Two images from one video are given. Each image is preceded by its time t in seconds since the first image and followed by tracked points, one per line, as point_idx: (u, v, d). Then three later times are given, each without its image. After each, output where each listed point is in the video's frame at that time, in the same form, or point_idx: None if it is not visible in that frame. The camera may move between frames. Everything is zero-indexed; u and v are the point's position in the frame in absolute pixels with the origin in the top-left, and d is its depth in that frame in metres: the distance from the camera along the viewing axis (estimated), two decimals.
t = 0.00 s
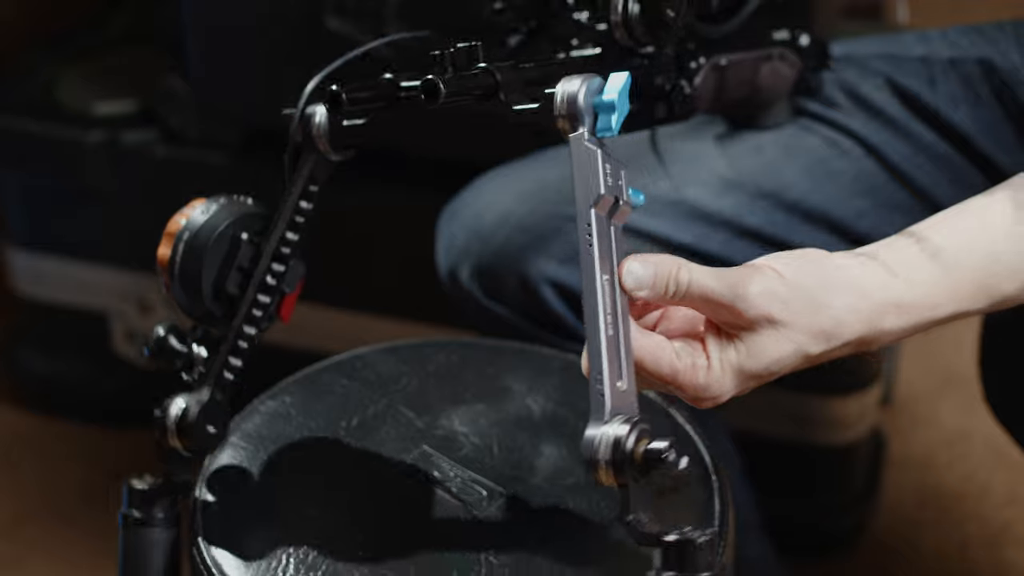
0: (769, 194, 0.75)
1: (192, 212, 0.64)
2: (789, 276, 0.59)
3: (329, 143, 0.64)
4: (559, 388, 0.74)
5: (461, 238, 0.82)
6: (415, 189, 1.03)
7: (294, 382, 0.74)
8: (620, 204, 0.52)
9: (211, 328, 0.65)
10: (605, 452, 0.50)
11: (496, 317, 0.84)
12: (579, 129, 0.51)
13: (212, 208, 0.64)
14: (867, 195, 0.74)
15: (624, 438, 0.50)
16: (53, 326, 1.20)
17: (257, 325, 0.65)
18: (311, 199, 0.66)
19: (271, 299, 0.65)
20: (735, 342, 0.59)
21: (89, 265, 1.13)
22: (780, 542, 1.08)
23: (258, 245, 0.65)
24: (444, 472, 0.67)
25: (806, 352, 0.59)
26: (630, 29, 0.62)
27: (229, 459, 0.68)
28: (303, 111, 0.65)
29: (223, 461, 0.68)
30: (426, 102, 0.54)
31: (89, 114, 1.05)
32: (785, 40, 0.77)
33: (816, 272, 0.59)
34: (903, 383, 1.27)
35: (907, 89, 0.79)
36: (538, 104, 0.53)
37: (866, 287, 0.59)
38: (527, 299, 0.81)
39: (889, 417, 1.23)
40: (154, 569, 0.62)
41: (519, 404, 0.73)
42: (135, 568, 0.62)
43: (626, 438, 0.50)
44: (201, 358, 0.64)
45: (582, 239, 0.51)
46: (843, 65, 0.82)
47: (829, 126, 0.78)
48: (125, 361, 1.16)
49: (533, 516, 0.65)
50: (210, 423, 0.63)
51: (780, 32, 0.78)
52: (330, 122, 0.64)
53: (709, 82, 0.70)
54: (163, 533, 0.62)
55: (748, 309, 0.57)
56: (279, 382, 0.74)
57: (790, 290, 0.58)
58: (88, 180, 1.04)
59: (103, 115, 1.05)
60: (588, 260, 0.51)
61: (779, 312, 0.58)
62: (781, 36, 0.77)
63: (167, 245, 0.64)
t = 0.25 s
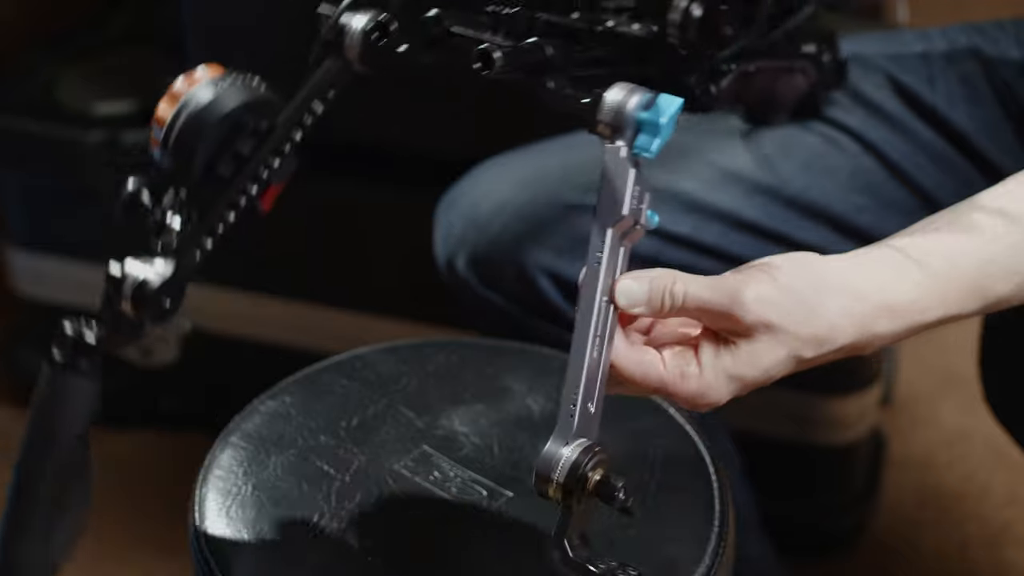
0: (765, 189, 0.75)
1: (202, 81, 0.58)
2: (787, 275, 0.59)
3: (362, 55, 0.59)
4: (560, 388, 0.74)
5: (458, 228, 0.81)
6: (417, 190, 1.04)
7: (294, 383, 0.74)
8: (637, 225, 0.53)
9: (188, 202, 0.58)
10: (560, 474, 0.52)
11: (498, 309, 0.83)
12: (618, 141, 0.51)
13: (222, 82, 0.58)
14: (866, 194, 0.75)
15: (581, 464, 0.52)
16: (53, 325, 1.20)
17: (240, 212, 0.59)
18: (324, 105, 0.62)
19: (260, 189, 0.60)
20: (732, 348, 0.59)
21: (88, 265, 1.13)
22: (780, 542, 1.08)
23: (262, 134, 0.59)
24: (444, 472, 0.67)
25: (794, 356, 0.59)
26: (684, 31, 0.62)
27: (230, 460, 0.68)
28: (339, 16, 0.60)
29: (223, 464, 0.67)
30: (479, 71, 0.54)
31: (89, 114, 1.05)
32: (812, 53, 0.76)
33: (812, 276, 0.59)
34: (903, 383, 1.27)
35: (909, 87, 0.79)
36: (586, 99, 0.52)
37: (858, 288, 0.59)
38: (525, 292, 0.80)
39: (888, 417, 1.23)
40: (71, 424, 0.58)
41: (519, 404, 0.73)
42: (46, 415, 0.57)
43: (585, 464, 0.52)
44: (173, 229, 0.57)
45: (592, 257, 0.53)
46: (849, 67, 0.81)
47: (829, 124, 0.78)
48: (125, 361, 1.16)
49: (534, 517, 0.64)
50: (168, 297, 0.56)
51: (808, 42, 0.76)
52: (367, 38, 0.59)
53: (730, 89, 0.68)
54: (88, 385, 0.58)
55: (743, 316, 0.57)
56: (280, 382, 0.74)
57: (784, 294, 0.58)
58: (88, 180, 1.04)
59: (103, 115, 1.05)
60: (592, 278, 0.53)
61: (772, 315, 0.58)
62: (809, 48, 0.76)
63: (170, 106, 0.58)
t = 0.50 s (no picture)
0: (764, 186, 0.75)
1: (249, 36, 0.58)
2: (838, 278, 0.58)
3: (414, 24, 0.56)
4: (559, 388, 0.74)
5: (461, 224, 0.81)
6: (416, 188, 1.04)
7: (294, 382, 0.74)
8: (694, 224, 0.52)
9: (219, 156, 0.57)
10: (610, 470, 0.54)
11: (499, 304, 0.82)
12: (681, 138, 0.49)
13: (265, 37, 0.58)
14: (866, 190, 0.75)
15: (633, 462, 0.54)
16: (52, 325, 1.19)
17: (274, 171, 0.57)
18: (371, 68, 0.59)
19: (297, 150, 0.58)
20: (777, 344, 0.58)
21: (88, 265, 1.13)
22: (780, 542, 1.08)
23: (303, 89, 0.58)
24: (444, 472, 0.67)
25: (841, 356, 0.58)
26: (737, 31, 0.63)
27: (230, 459, 0.67)
28: None
29: (223, 464, 0.67)
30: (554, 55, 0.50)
31: (90, 114, 1.05)
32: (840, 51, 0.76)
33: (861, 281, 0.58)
34: (903, 383, 1.28)
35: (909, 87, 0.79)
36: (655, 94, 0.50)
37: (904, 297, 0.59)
38: (526, 289, 0.80)
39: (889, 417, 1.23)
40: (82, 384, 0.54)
41: (519, 404, 0.73)
42: (53, 367, 0.53)
43: (633, 463, 0.54)
44: (204, 182, 0.56)
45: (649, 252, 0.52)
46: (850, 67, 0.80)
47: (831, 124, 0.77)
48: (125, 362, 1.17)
49: (533, 518, 0.64)
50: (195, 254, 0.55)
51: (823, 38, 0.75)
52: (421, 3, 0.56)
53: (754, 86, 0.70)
54: (100, 338, 0.54)
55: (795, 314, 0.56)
56: (280, 382, 0.74)
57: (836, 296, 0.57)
58: (88, 180, 1.04)
59: (104, 115, 1.05)
60: (653, 270, 0.52)
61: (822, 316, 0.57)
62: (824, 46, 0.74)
63: (210, 57, 0.58)
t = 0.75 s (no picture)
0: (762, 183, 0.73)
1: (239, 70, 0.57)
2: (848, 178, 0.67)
3: (398, 44, 0.60)
4: (559, 388, 0.74)
5: (462, 227, 0.81)
6: (418, 189, 1.04)
7: (294, 383, 0.74)
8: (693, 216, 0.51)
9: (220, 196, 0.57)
10: (625, 464, 0.49)
11: (500, 307, 0.82)
12: (671, 130, 0.50)
13: (257, 72, 0.57)
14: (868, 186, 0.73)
15: (646, 453, 0.49)
16: (53, 325, 1.17)
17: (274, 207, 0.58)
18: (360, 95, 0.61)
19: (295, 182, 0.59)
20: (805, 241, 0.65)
21: (89, 265, 1.13)
22: (780, 542, 1.06)
23: (299, 124, 0.59)
24: (443, 472, 0.67)
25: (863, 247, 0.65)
26: (723, 26, 0.61)
27: (230, 460, 0.67)
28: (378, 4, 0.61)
29: (223, 464, 0.67)
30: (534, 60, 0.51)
31: (90, 114, 1.05)
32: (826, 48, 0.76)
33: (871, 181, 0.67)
34: (903, 382, 1.28)
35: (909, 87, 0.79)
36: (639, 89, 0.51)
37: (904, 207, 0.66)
38: (527, 290, 0.79)
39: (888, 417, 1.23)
40: (97, 429, 0.56)
41: (519, 404, 0.73)
42: (76, 417, 0.56)
43: (649, 454, 0.49)
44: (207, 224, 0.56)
45: (649, 244, 0.50)
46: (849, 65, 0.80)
47: (830, 122, 0.78)
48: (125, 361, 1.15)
49: (532, 518, 0.64)
50: (201, 295, 0.55)
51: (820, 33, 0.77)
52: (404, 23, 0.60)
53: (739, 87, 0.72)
54: (113, 389, 0.56)
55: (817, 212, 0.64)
56: (280, 382, 0.74)
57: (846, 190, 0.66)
58: (88, 180, 1.04)
59: (103, 115, 1.05)
60: (652, 261, 0.50)
61: (835, 213, 0.65)
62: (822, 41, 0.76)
63: (204, 95, 0.57)
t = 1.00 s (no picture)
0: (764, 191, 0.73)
1: (210, 93, 0.57)
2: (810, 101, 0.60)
3: (368, 55, 0.59)
4: (560, 388, 0.74)
5: (461, 234, 0.81)
6: (416, 191, 1.02)
7: (294, 383, 0.74)
8: (665, 183, 0.51)
9: (205, 219, 0.57)
10: (610, 429, 0.48)
11: (500, 315, 0.82)
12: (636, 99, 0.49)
13: (228, 92, 0.57)
14: (869, 189, 0.73)
15: (633, 414, 0.48)
16: (54, 325, 1.17)
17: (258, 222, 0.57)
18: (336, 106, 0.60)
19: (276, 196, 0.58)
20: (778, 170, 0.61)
21: (88, 265, 1.13)
22: (780, 542, 1.07)
23: (275, 138, 0.58)
24: (444, 472, 0.67)
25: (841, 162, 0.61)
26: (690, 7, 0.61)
27: (230, 460, 0.67)
28: (343, 16, 0.60)
29: (223, 463, 0.67)
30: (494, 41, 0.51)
31: (89, 114, 1.05)
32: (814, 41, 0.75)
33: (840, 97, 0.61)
34: (903, 382, 1.28)
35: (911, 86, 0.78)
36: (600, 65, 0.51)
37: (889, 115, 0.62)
38: (527, 296, 0.79)
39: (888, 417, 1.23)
40: (102, 454, 0.55)
41: (519, 404, 0.73)
42: (80, 446, 0.55)
43: (634, 414, 0.48)
44: (191, 244, 0.56)
45: (619, 212, 0.49)
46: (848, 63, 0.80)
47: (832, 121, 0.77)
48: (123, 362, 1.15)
49: (533, 517, 0.64)
50: (190, 312, 0.54)
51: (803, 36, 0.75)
52: (373, 33, 0.59)
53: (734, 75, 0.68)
54: (116, 413, 0.55)
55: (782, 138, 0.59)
56: (280, 382, 0.74)
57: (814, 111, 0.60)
58: (87, 180, 1.04)
59: (103, 115, 1.05)
60: (622, 227, 0.49)
61: (802, 135, 0.59)
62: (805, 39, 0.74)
63: (178, 120, 0.57)
